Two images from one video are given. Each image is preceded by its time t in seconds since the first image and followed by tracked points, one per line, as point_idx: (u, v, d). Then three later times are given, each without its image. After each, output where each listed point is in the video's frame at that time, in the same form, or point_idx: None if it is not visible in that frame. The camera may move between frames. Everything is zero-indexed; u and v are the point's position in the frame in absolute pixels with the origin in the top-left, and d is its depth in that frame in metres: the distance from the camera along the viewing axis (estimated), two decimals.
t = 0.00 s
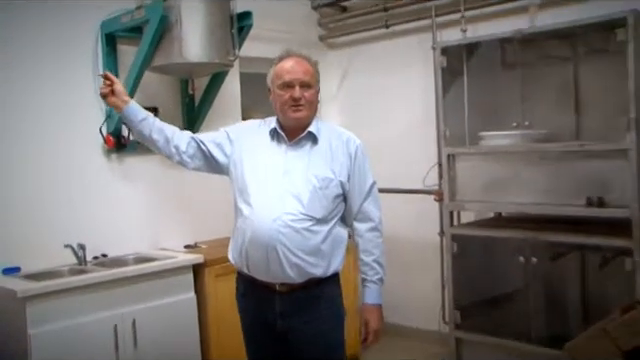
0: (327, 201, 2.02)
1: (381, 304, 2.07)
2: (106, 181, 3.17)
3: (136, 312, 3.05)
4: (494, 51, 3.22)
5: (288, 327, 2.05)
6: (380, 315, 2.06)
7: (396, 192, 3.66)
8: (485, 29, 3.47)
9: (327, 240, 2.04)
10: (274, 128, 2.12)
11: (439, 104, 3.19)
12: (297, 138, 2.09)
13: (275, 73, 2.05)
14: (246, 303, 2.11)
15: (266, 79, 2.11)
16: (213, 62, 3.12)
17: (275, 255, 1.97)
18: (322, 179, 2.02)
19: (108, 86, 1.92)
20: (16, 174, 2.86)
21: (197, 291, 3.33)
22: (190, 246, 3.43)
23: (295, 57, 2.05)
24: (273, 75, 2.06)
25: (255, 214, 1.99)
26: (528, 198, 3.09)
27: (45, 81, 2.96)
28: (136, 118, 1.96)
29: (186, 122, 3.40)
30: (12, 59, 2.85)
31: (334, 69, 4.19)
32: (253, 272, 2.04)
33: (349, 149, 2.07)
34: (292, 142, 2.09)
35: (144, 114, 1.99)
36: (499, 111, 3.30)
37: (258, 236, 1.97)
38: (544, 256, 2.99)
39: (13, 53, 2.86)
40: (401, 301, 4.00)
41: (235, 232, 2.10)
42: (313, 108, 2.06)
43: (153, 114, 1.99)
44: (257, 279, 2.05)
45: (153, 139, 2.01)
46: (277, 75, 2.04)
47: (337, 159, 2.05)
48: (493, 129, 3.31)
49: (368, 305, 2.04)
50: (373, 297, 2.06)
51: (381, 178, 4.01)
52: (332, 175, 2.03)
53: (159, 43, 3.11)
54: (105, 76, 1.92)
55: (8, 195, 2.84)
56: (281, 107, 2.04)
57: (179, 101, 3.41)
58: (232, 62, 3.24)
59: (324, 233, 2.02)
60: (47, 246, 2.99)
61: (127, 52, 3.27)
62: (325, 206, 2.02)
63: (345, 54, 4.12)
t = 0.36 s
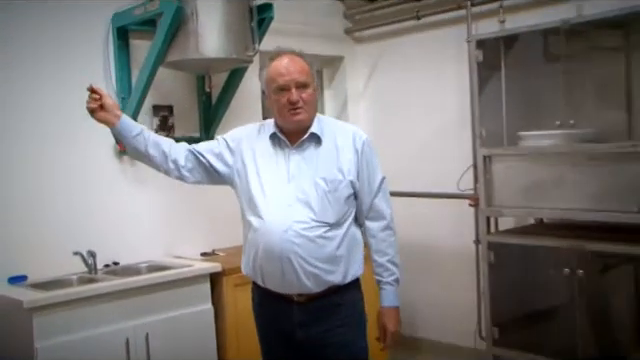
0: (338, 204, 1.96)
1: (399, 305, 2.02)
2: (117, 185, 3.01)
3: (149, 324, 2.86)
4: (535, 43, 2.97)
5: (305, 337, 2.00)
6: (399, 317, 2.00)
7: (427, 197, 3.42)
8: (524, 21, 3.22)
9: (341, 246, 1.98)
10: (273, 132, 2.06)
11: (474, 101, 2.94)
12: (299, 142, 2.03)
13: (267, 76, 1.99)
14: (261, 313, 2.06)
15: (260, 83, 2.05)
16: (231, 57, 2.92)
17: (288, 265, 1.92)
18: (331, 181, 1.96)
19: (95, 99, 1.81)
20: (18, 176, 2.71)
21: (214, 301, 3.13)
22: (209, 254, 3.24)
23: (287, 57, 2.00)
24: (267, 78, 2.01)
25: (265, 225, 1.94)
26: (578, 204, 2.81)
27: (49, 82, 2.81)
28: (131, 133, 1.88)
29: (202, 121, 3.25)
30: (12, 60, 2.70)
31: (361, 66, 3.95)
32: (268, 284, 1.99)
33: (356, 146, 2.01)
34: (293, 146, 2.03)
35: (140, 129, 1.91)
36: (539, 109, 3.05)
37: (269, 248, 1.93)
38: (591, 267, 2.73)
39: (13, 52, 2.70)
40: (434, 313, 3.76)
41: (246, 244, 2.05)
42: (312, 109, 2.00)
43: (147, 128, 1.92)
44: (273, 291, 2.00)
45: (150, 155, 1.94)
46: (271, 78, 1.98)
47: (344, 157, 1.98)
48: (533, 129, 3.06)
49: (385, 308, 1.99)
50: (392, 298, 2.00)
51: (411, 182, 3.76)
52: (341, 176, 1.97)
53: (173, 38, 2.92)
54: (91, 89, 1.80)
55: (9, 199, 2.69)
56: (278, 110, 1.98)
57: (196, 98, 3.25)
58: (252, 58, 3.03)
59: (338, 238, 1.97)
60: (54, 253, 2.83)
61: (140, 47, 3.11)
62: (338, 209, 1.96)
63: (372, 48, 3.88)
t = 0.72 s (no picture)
0: (364, 207, 1.82)
1: (439, 314, 1.84)
2: (126, 187, 2.82)
3: (159, 337, 2.64)
4: (581, 36, 2.72)
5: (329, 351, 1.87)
6: (441, 326, 1.83)
7: (459, 202, 3.18)
8: (568, 11, 2.97)
9: (368, 253, 1.83)
10: (291, 133, 1.94)
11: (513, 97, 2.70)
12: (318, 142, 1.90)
13: (282, 72, 1.88)
14: (281, 326, 1.94)
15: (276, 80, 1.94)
16: (249, 50, 2.70)
17: (309, 273, 1.81)
18: (355, 182, 1.82)
19: (103, 110, 1.77)
20: (20, 179, 2.53)
21: (228, 312, 2.91)
22: (220, 262, 3.02)
23: (302, 51, 1.88)
24: (281, 75, 1.89)
25: (284, 231, 1.83)
26: (627, 212, 2.55)
27: (53, 78, 2.63)
28: (141, 143, 1.82)
29: (218, 119, 3.04)
30: (12, 57, 2.53)
31: (388, 61, 3.72)
32: (290, 295, 1.87)
33: (382, 143, 1.86)
34: (312, 146, 1.90)
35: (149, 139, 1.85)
36: (584, 108, 2.80)
37: (289, 256, 1.82)
38: None
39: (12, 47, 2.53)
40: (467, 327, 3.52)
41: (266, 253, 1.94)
42: (331, 104, 1.88)
43: (157, 137, 1.86)
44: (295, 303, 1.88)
45: (165, 165, 1.88)
46: (285, 74, 1.87)
47: (369, 156, 1.85)
48: (577, 130, 2.80)
49: (422, 317, 1.83)
50: (429, 309, 1.83)
51: (441, 185, 3.52)
52: (365, 177, 1.83)
53: (187, 29, 2.71)
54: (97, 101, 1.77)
55: (9, 203, 2.51)
56: (295, 108, 1.86)
57: (211, 94, 3.04)
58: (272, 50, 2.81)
59: (365, 244, 1.83)
60: (58, 261, 2.65)
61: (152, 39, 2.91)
62: (363, 213, 1.82)
63: (400, 42, 3.65)
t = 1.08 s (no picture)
0: (382, 208, 1.74)
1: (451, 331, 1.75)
2: (123, 191, 2.64)
3: (157, 352, 2.46)
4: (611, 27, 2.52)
5: None
6: (450, 345, 1.74)
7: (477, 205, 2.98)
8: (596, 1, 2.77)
9: (385, 260, 1.74)
10: (310, 129, 1.87)
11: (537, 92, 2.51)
12: (338, 138, 1.83)
13: (306, 62, 1.83)
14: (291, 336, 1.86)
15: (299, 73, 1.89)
16: (254, 46, 2.53)
17: (322, 278, 1.73)
18: (374, 182, 1.74)
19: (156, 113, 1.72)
20: (21, 183, 2.39)
21: (231, 325, 2.72)
22: (222, 271, 2.84)
23: (327, 42, 1.83)
24: (305, 66, 1.84)
25: (297, 232, 1.77)
26: None
27: (53, 78, 2.49)
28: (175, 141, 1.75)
29: (220, 118, 2.87)
30: (12, 57, 2.40)
31: (401, 57, 3.54)
32: (300, 302, 1.80)
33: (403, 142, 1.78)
34: (331, 143, 1.84)
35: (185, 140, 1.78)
36: (614, 105, 2.60)
37: (300, 259, 1.75)
38: None
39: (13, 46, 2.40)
40: (485, 340, 3.32)
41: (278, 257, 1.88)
42: (354, 98, 1.81)
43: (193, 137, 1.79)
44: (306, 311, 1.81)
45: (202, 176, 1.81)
46: (309, 65, 1.81)
47: (390, 155, 1.77)
48: (606, 129, 2.61)
49: (435, 334, 1.73)
50: (442, 323, 1.73)
51: (457, 188, 3.33)
52: (384, 177, 1.75)
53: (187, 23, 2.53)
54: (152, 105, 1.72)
55: (9, 208, 2.37)
56: (316, 99, 1.80)
57: (213, 92, 2.88)
58: (278, 45, 2.63)
59: (383, 248, 1.74)
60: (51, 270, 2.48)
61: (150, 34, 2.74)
62: (381, 214, 1.74)
63: (414, 37, 3.46)
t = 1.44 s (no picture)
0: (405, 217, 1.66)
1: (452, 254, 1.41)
2: (115, 201, 2.48)
3: None
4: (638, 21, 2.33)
5: None
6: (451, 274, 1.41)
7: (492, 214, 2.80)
8: None
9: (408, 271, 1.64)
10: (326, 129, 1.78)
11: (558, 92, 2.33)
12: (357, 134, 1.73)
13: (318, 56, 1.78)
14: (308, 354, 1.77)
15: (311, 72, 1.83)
16: (253, 45, 2.36)
17: (342, 292, 1.66)
18: (395, 188, 1.66)
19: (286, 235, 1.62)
20: (22, 184, 2.30)
21: (229, 345, 2.54)
22: (220, 286, 2.67)
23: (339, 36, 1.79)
24: (317, 61, 1.79)
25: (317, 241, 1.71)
26: None
27: (50, 81, 2.37)
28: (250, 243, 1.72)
29: (217, 123, 2.71)
30: (12, 56, 2.29)
31: (411, 57, 3.35)
32: (318, 316, 1.71)
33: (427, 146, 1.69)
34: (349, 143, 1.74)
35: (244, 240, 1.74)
36: None
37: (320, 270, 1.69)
38: None
39: (12, 46, 2.29)
40: None
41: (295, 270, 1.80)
42: (370, 88, 1.73)
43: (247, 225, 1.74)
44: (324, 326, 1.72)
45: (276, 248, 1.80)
46: (321, 57, 1.76)
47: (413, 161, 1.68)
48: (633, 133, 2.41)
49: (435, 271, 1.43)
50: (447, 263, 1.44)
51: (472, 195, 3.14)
52: (407, 183, 1.67)
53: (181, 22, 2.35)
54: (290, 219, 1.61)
55: (9, 211, 2.27)
56: (329, 89, 1.72)
57: (210, 96, 2.72)
58: (279, 44, 2.45)
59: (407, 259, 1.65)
60: (37, 284, 2.32)
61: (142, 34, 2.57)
62: (403, 223, 1.66)
63: (425, 36, 3.28)
